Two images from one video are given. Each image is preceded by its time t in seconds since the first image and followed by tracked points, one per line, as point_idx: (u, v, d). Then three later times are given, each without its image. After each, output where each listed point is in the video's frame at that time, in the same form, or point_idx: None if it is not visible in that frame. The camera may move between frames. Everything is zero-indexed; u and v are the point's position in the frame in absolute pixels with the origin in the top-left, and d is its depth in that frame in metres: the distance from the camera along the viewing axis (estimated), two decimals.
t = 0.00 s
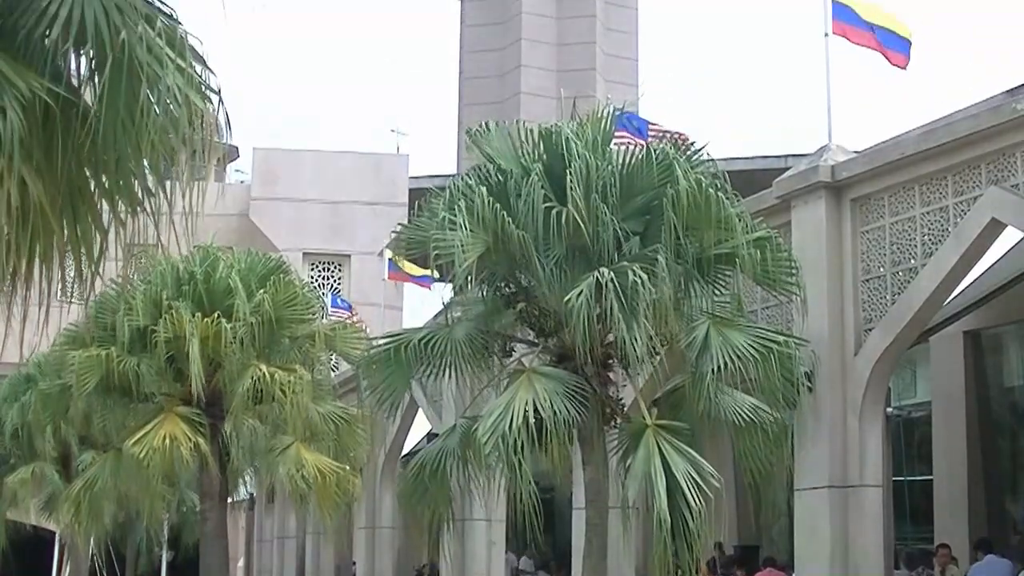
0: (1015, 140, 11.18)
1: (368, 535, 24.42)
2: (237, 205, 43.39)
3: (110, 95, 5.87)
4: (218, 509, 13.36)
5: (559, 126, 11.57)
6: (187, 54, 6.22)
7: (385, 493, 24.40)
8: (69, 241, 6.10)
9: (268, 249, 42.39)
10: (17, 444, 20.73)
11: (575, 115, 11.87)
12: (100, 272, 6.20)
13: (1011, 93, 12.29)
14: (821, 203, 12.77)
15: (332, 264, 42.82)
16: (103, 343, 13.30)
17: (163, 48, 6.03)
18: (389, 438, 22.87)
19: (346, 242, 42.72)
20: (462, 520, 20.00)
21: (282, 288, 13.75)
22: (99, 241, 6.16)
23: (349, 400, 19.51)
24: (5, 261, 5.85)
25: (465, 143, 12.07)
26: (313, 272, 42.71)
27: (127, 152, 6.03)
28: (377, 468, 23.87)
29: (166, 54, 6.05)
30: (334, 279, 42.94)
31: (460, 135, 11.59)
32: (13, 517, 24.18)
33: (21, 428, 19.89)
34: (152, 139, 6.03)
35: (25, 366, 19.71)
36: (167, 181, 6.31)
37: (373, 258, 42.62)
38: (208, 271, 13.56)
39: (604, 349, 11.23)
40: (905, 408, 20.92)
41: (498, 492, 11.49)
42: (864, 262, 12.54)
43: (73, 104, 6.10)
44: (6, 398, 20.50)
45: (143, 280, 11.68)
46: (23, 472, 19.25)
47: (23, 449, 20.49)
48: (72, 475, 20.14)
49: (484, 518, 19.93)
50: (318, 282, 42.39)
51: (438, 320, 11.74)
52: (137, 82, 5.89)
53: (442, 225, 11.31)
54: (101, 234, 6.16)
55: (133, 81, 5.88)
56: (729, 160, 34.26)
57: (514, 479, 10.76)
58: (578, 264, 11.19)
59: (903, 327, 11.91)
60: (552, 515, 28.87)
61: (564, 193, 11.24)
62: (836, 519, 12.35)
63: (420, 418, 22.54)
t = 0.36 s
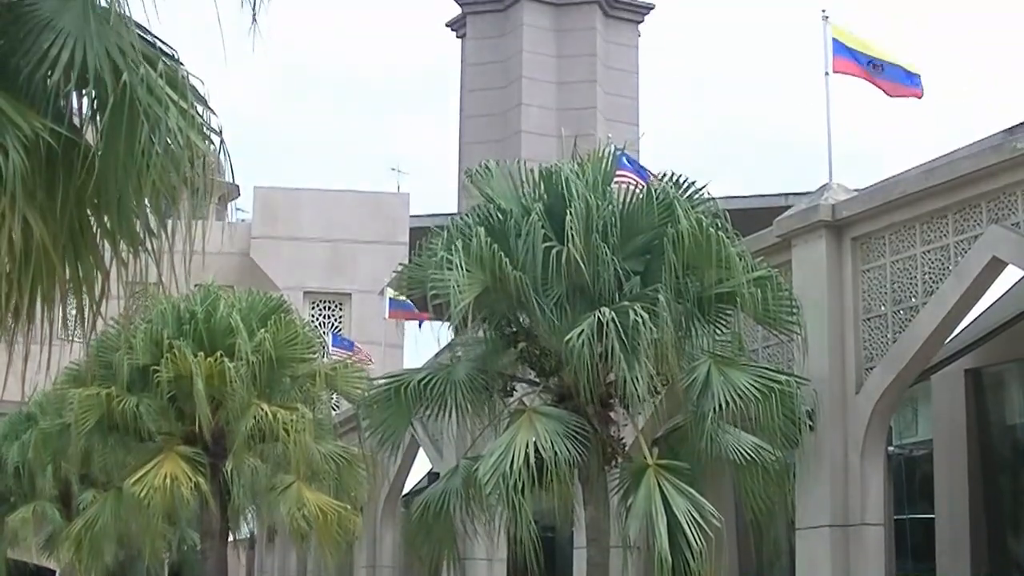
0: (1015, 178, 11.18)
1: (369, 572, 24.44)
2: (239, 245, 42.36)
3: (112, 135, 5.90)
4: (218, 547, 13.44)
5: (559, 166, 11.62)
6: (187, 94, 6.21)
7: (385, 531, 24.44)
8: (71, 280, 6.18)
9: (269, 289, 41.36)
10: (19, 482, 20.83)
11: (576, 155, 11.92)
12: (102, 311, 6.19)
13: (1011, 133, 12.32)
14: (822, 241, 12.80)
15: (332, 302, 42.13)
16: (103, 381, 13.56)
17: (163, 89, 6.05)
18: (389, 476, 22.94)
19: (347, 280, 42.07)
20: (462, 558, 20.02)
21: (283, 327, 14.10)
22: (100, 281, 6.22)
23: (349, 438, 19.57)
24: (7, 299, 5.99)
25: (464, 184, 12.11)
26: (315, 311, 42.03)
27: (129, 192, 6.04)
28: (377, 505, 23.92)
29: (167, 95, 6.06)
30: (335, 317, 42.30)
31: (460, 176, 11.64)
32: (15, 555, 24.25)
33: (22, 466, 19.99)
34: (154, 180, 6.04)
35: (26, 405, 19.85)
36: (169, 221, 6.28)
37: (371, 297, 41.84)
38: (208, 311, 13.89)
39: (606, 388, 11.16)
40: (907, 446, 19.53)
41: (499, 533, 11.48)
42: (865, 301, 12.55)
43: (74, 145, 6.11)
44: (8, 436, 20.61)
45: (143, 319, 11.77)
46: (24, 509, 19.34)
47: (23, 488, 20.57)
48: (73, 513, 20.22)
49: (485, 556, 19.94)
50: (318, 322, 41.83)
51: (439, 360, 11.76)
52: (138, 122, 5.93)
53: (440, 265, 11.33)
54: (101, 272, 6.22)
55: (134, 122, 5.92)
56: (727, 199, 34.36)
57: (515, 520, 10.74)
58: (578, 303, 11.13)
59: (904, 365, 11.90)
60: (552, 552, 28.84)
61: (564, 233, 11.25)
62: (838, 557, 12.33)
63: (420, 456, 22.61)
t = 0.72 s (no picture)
0: (1016, 217, 11.16)
1: None
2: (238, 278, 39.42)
3: (114, 171, 5.91)
4: None
5: (561, 205, 11.63)
6: (190, 130, 6.24)
7: (384, 568, 24.39)
8: (72, 315, 6.25)
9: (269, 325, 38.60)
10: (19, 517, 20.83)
11: (578, 194, 11.94)
12: (103, 347, 6.26)
13: (1012, 172, 12.33)
14: (823, 281, 12.84)
15: (333, 338, 38.75)
16: (104, 417, 13.68)
17: (166, 124, 6.04)
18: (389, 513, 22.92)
19: (348, 317, 38.72)
20: None
21: (283, 364, 14.28)
22: (102, 317, 6.28)
23: (350, 475, 19.58)
24: (7, 336, 6.00)
25: (464, 223, 12.14)
26: (314, 348, 38.75)
27: (130, 228, 6.07)
28: (376, 542, 23.88)
29: (169, 131, 6.05)
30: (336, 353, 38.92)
31: (460, 215, 11.65)
32: None
33: (22, 501, 19.98)
34: (155, 216, 6.02)
35: (27, 440, 19.88)
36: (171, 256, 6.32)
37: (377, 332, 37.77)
38: (209, 347, 14.04)
39: (607, 425, 11.16)
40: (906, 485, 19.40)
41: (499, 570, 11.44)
42: (866, 340, 12.57)
43: (76, 181, 6.14)
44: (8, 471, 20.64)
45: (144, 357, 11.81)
46: (24, 544, 19.34)
47: (23, 523, 20.43)
48: (72, 548, 20.21)
49: None
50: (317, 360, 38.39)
51: (440, 398, 11.78)
52: (140, 158, 5.90)
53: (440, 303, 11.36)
54: (102, 306, 6.26)
55: (137, 157, 5.90)
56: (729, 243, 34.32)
57: (516, 557, 10.69)
58: (580, 340, 11.10)
59: (905, 403, 11.89)
60: None
61: (565, 271, 11.25)
62: None
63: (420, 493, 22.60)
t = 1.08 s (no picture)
0: (1017, 251, 11.16)
1: None
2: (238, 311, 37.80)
3: (117, 207, 6.04)
4: None
5: (562, 241, 11.67)
6: (192, 167, 6.37)
7: None
8: (73, 352, 6.22)
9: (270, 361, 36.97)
10: (20, 550, 20.80)
11: (579, 230, 11.99)
12: (105, 382, 6.28)
13: (1014, 206, 12.34)
14: (824, 316, 12.85)
15: (334, 373, 37.16)
16: (106, 452, 13.78)
17: (168, 161, 6.19)
18: (391, 547, 22.82)
19: (349, 352, 37.15)
20: None
21: (285, 399, 14.35)
22: (104, 352, 6.30)
23: (352, 510, 19.52)
24: (11, 374, 5.92)
25: (465, 258, 12.17)
26: (314, 384, 37.10)
27: (132, 265, 6.18)
28: None
29: (171, 168, 6.20)
30: (336, 390, 37.12)
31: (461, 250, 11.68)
32: None
33: (23, 534, 19.95)
34: (158, 253, 6.14)
35: (28, 474, 19.85)
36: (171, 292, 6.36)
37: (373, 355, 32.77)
38: (211, 382, 14.15)
39: (608, 460, 11.06)
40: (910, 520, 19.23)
41: None
42: (868, 374, 12.57)
43: (78, 217, 6.18)
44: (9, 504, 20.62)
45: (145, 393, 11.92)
46: None
47: (24, 556, 20.39)
48: None
49: None
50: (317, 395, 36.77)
51: (442, 433, 11.75)
52: (143, 195, 6.06)
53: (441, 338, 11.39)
54: (103, 344, 6.27)
55: (139, 194, 6.06)
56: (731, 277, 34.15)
57: None
58: (581, 377, 11.05)
59: (908, 438, 11.88)
60: None
61: (566, 305, 11.26)
62: None
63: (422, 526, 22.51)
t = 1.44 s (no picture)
0: (1018, 292, 11.15)
1: None
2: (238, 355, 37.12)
3: (119, 252, 5.89)
4: None
5: (564, 285, 11.69)
6: (193, 211, 6.19)
7: None
8: (75, 396, 6.17)
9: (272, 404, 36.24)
10: None
11: (580, 273, 12.02)
12: (107, 426, 6.22)
13: (1016, 246, 12.38)
14: (825, 358, 12.89)
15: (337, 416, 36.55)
16: (106, 495, 13.78)
17: (169, 206, 6.01)
18: None
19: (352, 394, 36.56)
20: None
21: (286, 443, 14.38)
22: (106, 395, 6.21)
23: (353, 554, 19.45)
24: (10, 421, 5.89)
25: (465, 303, 12.19)
26: (316, 427, 36.43)
27: (135, 309, 6.03)
28: None
29: (172, 212, 6.01)
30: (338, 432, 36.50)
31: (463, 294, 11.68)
32: None
33: None
34: (158, 297, 5.98)
35: (27, 518, 19.78)
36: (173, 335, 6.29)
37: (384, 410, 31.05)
38: (211, 426, 14.37)
39: (609, 504, 11.08)
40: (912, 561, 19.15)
41: None
42: (870, 416, 12.58)
43: (79, 261, 6.04)
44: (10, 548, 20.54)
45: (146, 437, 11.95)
46: None
47: None
48: None
49: None
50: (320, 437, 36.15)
51: (443, 477, 11.77)
52: (145, 240, 5.87)
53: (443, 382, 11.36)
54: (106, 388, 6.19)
55: (140, 240, 5.87)
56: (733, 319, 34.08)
57: None
58: (584, 419, 11.06)
59: (909, 479, 11.88)
60: None
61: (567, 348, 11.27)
62: None
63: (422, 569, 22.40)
